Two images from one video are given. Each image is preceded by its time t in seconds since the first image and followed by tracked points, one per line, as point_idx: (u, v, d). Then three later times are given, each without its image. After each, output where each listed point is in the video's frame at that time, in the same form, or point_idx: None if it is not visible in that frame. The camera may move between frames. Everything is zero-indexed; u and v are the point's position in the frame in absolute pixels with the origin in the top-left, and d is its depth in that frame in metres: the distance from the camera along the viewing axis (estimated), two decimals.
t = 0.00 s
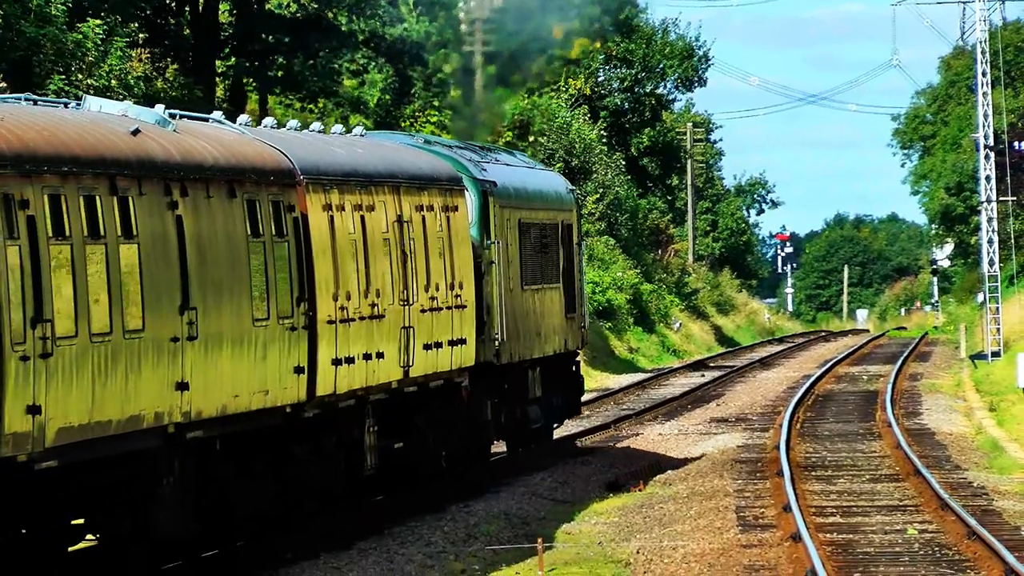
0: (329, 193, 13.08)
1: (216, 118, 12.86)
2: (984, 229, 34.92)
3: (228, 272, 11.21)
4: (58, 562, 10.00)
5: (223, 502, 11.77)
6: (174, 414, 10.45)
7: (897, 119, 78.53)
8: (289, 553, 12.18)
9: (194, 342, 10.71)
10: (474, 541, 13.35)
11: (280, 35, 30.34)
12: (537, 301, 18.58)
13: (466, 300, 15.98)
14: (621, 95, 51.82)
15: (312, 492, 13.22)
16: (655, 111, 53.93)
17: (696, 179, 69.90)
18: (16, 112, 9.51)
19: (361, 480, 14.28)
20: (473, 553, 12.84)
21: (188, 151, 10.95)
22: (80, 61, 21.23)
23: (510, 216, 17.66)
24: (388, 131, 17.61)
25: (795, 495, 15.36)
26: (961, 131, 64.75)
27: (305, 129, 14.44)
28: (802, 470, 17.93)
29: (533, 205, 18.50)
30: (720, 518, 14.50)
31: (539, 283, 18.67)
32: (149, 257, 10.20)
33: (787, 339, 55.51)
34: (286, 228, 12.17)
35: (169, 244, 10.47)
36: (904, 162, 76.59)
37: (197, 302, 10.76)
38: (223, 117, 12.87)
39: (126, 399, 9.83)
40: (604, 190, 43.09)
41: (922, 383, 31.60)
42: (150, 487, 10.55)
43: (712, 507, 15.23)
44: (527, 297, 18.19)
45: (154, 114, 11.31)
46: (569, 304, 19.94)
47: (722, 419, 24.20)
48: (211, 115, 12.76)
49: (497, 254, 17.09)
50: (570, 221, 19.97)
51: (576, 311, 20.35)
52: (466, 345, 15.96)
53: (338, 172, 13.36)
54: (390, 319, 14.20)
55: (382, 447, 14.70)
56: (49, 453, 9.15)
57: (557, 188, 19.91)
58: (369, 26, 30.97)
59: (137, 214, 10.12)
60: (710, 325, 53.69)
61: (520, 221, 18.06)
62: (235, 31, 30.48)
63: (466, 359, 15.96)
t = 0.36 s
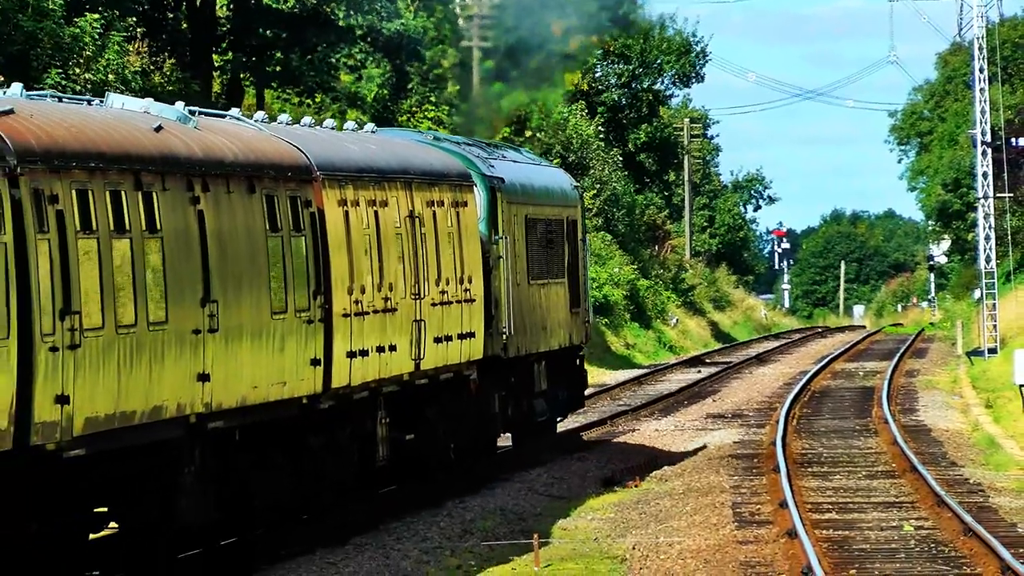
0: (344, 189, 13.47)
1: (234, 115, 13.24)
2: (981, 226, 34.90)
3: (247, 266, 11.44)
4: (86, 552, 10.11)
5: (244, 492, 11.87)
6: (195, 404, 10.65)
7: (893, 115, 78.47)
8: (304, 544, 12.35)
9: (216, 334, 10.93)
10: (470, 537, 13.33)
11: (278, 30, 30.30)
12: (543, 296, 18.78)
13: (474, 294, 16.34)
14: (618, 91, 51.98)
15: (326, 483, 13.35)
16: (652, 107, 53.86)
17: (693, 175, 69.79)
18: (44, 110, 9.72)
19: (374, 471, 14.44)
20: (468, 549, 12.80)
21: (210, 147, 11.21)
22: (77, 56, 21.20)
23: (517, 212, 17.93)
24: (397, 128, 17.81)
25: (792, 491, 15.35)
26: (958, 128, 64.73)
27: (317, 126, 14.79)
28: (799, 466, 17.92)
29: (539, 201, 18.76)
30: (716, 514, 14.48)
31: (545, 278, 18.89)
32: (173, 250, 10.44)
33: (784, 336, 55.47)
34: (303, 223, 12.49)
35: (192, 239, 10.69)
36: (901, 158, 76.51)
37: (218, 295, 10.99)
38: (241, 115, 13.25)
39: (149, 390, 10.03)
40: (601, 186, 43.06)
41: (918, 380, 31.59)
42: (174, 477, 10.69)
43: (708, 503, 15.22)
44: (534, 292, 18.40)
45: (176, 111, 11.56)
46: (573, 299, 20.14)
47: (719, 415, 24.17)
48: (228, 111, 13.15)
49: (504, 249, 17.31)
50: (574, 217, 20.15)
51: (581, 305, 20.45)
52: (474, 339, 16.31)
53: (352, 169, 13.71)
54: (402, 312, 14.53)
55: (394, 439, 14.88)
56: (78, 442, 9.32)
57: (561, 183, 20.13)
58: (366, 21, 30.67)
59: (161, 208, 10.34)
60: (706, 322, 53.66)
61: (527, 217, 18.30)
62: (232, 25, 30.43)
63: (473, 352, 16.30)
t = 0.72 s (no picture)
0: (358, 193, 13.69)
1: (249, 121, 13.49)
2: (977, 230, 34.93)
3: (264, 268, 11.71)
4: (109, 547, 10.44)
5: (261, 491, 12.21)
6: (216, 405, 10.90)
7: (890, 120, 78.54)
8: (321, 541, 12.65)
9: (235, 335, 11.19)
10: (466, 541, 13.32)
11: (274, 34, 30.32)
12: (548, 299, 18.99)
13: (483, 297, 16.52)
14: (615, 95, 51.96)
15: (340, 481, 13.70)
16: (648, 112, 53.92)
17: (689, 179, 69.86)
18: (70, 117, 9.97)
19: (385, 470, 14.78)
20: (464, 553, 12.79)
21: (228, 153, 11.48)
22: (73, 59, 21.15)
23: (523, 217, 18.15)
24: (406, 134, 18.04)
25: (788, 495, 15.35)
26: (955, 132, 64.81)
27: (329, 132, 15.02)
28: (795, 470, 17.93)
29: (543, 206, 19.01)
30: (712, 518, 14.47)
31: (550, 282, 19.09)
32: (194, 252, 10.69)
33: (779, 340, 55.53)
34: (318, 227, 12.76)
35: (212, 242, 10.94)
36: (897, 161, 76.54)
37: (238, 297, 11.24)
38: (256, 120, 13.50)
39: (172, 390, 10.28)
40: (597, 189, 43.10)
41: (915, 384, 31.62)
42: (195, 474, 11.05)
43: (705, 507, 15.21)
44: (539, 295, 18.60)
45: (195, 117, 11.84)
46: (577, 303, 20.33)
47: (715, 419, 24.17)
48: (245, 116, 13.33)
49: (511, 254, 17.53)
50: (576, 222, 20.36)
51: (585, 309, 20.70)
52: (483, 341, 16.48)
53: (365, 173, 13.92)
54: (413, 315, 14.72)
55: (405, 439, 15.22)
56: (104, 440, 9.57)
57: (564, 188, 20.34)
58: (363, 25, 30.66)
59: (182, 212, 10.60)
60: (702, 326, 53.71)
61: (532, 222, 18.53)
62: (229, 27, 30.27)
63: (482, 355, 16.47)
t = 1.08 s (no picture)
0: (370, 197, 14.20)
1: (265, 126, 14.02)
2: (971, 233, 34.95)
3: (281, 270, 12.22)
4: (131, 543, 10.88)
5: (276, 489, 12.58)
6: (233, 403, 11.40)
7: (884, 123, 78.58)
8: (334, 538, 13.02)
9: (252, 335, 11.68)
10: (460, 545, 13.28)
11: (268, 36, 30.11)
12: (551, 301, 19.42)
13: (487, 299, 17.03)
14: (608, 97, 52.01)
15: (352, 479, 14.07)
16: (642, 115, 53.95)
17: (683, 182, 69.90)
18: (93, 123, 10.45)
19: (396, 469, 15.15)
20: (459, 556, 12.76)
21: (246, 157, 11.98)
22: (68, 63, 21.15)
23: (527, 220, 18.63)
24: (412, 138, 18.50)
25: (782, 499, 15.35)
26: (949, 135, 64.88)
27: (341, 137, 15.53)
28: (789, 473, 17.95)
29: (547, 209, 19.45)
30: (707, 521, 14.48)
31: (552, 284, 19.51)
32: (214, 255, 11.19)
33: (773, 343, 55.53)
34: (331, 229, 13.27)
35: (230, 245, 11.44)
36: (891, 164, 76.53)
37: (254, 298, 11.74)
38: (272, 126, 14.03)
39: (193, 389, 10.77)
40: (592, 192, 43.14)
41: (909, 387, 31.62)
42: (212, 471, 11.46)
43: (699, 510, 15.21)
44: (542, 297, 19.04)
45: (212, 122, 12.36)
46: (579, 304, 20.75)
47: (709, 422, 24.18)
48: (257, 122, 13.84)
49: (514, 257, 17.99)
50: (578, 225, 20.80)
51: (586, 311, 21.06)
52: (487, 342, 16.99)
53: (376, 177, 14.44)
54: (422, 316, 15.23)
55: (414, 438, 15.56)
56: (129, 437, 10.01)
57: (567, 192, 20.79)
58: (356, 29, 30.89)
59: (203, 215, 11.10)
60: (695, 328, 53.70)
61: (537, 225, 18.99)
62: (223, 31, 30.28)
63: (486, 355, 17.01)
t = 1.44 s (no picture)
0: (381, 203, 14.63)
1: (279, 133, 14.43)
2: (966, 237, 34.98)
3: (296, 272, 12.59)
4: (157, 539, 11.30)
5: (290, 488, 13.05)
6: (251, 403, 11.75)
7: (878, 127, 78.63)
8: (346, 533, 13.48)
9: (269, 336, 12.05)
10: (455, 548, 13.27)
11: (262, 40, 30.13)
12: (555, 304, 19.82)
13: (494, 301, 17.44)
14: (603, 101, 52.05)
15: (362, 478, 14.55)
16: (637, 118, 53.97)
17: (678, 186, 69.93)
18: (116, 129, 10.78)
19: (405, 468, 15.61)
20: (454, 559, 12.77)
21: (262, 163, 12.37)
22: (62, 66, 21.07)
23: (532, 224, 19.04)
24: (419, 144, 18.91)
25: (777, 502, 15.34)
26: (944, 138, 64.93)
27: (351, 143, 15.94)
28: (784, 476, 17.96)
29: (551, 214, 19.86)
30: (702, 525, 14.48)
31: (556, 288, 19.91)
32: (235, 258, 11.56)
33: (768, 346, 55.55)
34: (344, 233, 13.67)
35: (248, 249, 11.79)
36: (886, 168, 76.59)
37: (272, 301, 12.11)
38: (286, 133, 14.44)
39: (213, 388, 11.11)
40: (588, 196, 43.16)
41: (904, 390, 31.65)
42: (233, 469, 11.90)
43: (694, 514, 15.21)
44: (546, 300, 19.43)
45: (228, 129, 12.75)
46: (582, 307, 21.14)
47: (704, 425, 24.19)
48: (271, 128, 14.33)
49: (519, 260, 18.36)
50: (579, 229, 21.11)
51: (589, 313, 21.42)
52: (494, 344, 17.40)
53: (387, 182, 14.86)
54: (432, 318, 15.63)
55: (422, 438, 16.02)
56: (152, 436, 10.33)
57: (568, 197, 21.12)
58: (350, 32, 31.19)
59: (223, 220, 11.47)
60: (691, 332, 53.73)
61: (541, 229, 19.40)
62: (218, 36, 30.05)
63: (493, 357, 17.39)
